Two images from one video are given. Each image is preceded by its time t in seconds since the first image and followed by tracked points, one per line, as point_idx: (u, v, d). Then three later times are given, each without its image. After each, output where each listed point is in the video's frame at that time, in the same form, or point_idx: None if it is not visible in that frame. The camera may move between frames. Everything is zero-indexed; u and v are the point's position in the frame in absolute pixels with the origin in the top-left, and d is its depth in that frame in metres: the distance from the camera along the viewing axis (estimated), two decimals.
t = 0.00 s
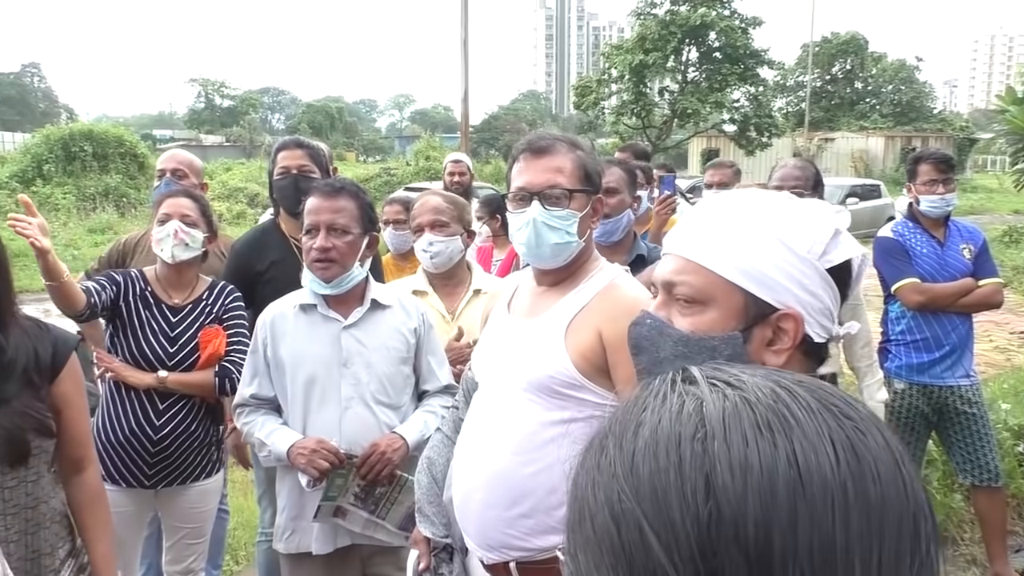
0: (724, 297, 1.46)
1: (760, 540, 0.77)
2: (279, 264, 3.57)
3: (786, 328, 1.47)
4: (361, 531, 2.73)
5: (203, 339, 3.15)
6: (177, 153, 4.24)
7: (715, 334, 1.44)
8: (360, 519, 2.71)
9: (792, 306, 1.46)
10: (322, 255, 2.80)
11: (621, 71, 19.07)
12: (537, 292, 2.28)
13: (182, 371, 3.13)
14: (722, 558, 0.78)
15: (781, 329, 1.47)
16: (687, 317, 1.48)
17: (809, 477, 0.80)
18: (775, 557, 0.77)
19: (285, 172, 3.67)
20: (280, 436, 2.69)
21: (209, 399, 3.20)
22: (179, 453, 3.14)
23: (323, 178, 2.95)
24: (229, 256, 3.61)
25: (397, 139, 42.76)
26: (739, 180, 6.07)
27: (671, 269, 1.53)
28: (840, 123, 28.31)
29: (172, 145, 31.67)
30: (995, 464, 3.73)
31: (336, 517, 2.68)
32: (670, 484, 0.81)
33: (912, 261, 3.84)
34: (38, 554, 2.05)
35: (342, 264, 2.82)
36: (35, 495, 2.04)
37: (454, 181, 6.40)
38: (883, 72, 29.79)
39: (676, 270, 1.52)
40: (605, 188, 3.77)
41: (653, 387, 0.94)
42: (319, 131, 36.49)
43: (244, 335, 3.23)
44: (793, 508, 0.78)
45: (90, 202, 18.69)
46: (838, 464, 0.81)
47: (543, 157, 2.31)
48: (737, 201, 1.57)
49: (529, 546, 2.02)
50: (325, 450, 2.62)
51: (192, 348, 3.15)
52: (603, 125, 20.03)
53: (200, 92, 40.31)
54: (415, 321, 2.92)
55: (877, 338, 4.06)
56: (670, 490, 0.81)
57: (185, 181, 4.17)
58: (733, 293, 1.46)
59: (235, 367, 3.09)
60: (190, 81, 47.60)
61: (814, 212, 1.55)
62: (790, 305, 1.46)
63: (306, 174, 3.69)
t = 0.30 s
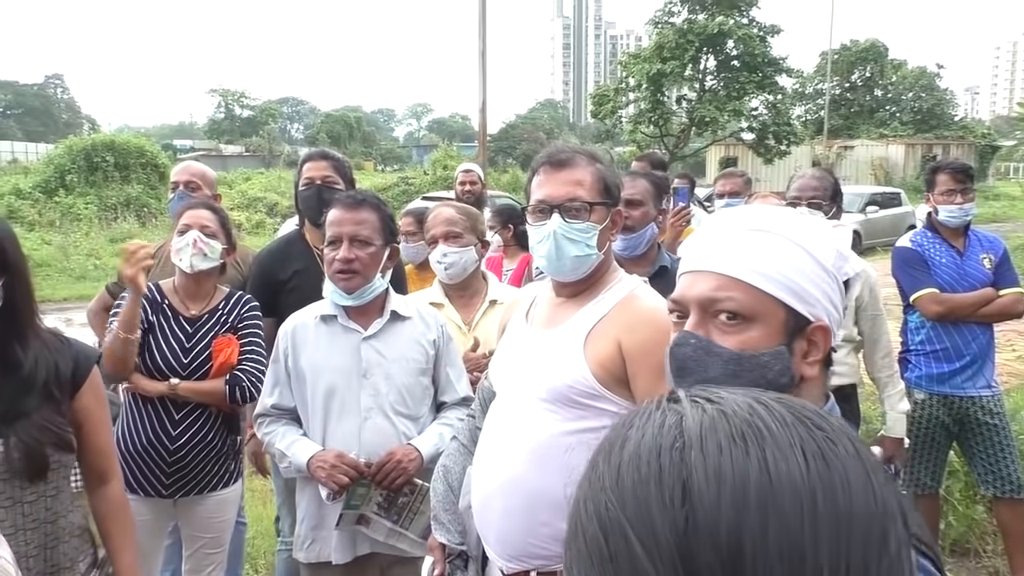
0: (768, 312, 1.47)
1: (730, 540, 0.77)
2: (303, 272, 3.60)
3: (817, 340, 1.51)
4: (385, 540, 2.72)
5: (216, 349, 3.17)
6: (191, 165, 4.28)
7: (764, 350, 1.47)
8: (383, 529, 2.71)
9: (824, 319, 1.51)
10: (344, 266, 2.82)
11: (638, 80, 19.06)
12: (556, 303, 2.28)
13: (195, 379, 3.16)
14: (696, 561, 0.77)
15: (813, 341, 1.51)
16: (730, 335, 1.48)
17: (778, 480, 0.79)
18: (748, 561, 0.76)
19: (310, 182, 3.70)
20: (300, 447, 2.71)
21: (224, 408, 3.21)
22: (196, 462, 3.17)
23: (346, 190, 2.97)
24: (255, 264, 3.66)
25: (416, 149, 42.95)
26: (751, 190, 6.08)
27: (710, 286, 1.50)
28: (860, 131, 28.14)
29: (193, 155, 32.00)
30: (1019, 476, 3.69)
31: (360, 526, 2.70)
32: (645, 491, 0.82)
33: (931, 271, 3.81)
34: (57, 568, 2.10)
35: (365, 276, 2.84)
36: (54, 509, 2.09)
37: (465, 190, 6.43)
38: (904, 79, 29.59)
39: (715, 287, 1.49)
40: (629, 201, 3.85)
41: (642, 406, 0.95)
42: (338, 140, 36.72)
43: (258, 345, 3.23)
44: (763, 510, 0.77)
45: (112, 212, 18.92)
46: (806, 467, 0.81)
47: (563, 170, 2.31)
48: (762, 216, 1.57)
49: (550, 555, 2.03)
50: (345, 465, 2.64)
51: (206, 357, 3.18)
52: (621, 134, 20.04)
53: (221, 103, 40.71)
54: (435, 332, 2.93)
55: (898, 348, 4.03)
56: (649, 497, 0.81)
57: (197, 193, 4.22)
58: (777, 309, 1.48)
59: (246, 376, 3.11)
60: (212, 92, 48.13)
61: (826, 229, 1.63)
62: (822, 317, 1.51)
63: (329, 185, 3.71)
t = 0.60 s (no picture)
0: (793, 323, 1.49)
1: (655, 500, 0.81)
2: (317, 283, 3.62)
3: (831, 350, 1.53)
4: (400, 550, 2.75)
5: (230, 360, 3.20)
6: (195, 183, 4.32)
7: (790, 361, 1.49)
8: (399, 539, 2.73)
9: (839, 330, 1.53)
10: (361, 277, 2.83)
11: (649, 89, 19.05)
12: (568, 314, 2.30)
13: (208, 393, 3.18)
14: (627, 525, 0.80)
15: (828, 351, 1.53)
16: (756, 346, 1.50)
17: (694, 455, 0.85)
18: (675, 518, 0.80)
19: (324, 194, 3.74)
20: (317, 458, 2.72)
21: (238, 420, 3.24)
22: (209, 472, 3.19)
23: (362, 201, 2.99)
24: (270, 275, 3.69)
25: (427, 158, 43.07)
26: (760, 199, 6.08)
27: (737, 296, 1.50)
28: (872, 139, 28.04)
29: (205, 165, 32.16)
30: None
31: (375, 537, 2.72)
32: (581, 479, 0.87)
33: (944, 281, 3.80)
34: None
35: (380, 287, 2.85)
36: (66, 518, 2.12)
37: (474, 201, 6.45)
38: (916, 87, 29.47)
39: (742, 298, 1.50)
40: (649, 214, 3.90)
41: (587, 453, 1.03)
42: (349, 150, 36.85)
43: (271, 358, 3.26)
44: (682, 476, 0.82)
45: (125, 222, 19.03)
46: (718, 442, 0.87)
47: (575, 183, 2.32)
48: (778, 227, 1.58)
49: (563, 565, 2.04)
50: (361, 474, 2.66)
51: (219, 369, 3.20)
52: (631, 143, 20.03)
53: (233, 113, 40.94)
54: (447, 343, 2.95)
55: (910, 358, 4.03)
56: (585, 482, 0.86)
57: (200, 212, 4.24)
58: (801, 321, 1.49)
59: (258, 389, 3.13)
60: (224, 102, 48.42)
61: (834, 238, 1.65)
62: (837, 327, 1.53)
63: (344, 196, 3.75)
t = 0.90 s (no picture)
0: (850, 327, 1.49)
1: (671, 480, 0.81)
2: (343, 285, 3.64)
3: (876, 353, 1.56)
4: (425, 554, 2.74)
5: (255, 361, 3.22)
6: (201, 183, 4.34)
7: (848, 364, 1.49)
8: (423, 542, 2.73)
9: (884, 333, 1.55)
10: (395, 279, 2.85)
11: (671, 92, 18.98)
12: (594, 317, 2.30)
13: (234, 395, 3.20)
14: (645, 505, 0.80)
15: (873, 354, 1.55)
16: (815, 347, 1.49)
17: (701, 436, 0.86)
18: (692, 494, 0.81)
19: (350, 197, 3.74)
20: (344, 460, 2.73)
21: (264, 420, 3.26)
22: (236, 471, 3.21)
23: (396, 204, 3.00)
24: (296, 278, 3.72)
25: (449, 161, 43.19)
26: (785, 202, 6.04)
27: (799, 296, 1.48)
28: (898, 141, 27.75)
29: (230, 169, 32.45)
30: None
31: (399, 540, 2.73)
32: (593, 466, 0.87)
33: (974, 285, 3.75)
34: None
35: (412, 289, 2.88)
36: (89, 520, 2.15)
37: (496, 203, 6.46)
38: (943, 88, 29.12)
39: (802, 299, 1.48)
40: (686, 218, 3.87)
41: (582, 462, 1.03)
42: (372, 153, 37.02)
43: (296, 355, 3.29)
44: (693, 456, 0.83)
45: (152, 225, 19.25)
46: (720, 427, 0.88)
47: (602, 185, 2.31)
48: (829, 227, 1.58)
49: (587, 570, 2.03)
50: (385, 478, 2.65)
51: (246, 369, 3.22)
52: (653, 146, 19.98)
53: (258, 117, 41.27)
54: (473, 347, 2.96)
55: (939, 362, 3.98)
56: (598, 469, 0.86)
57: (207, 214, 4.27)
58: (855, 324, 1.50)
59: (284, 389, 3.14)
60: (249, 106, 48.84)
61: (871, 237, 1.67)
62: (882, 332, 1.55)
63: (369, 199, 3.74)
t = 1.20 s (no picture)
0: (921, 333, 1.54)
1: (768, 466, 0.79)
2: (381, 284, 3.67)
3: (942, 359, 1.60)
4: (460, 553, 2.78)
5: (290, 358, 3.25)
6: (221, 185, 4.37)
7: (919, 371, 1.53)
8: (459, 542, 2.76)
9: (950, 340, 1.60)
10: (455, 280, 2.85)
11: (707, 89, 18.80)
12: (635, 317, 2.28)
13: (269, 391, 3.23)
14: (744, 489, 0.78)
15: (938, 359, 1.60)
16: (886, 354, 1.53)
17: (786, 425, 0.84)
18: (791, 478, 0.79)
19: (388, 196, 3.74)
20: (385, 459, 2.75)
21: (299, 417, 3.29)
22: (274, 468, 3.24)
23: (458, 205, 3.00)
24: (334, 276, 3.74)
25: (483, 159, 43.23)
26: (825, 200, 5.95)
27: (875, 301, 1.53)
28: (940, 137, 27.23)
29: (267, 167, 32.76)
30: None
31: (436, 539, 2.75)
32: (679, 456, 0.84)
33: None
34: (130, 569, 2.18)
35: (467, 292, 2.88)
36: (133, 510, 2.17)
37: (532, 201, 6.45)
38: (986, 84, 28.52)
39: (877, 305, 1.53)
40: (752, 217, 3.90)
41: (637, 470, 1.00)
42: (406, 151, 37.17)
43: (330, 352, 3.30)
44: (785, 443, 0.82)
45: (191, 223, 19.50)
46: (798, 415, 0.87)
47: (642, 184, 2.30)
48: (897, 232, 1.63)
49: None
50: (426, 479, 2.66)
51: (279, 367, 3.25)
52: (689, 143, 19.81)
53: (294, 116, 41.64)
54: (517, 349, 2.97)
55: (986, 364, 3.90)
56: (685, 459, 0.83)
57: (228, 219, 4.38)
58: (926, 330, 1.55)
59: (318, 385, 3.17)
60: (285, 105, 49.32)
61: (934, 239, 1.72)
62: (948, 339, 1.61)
63: (406, 198, 3.74)
